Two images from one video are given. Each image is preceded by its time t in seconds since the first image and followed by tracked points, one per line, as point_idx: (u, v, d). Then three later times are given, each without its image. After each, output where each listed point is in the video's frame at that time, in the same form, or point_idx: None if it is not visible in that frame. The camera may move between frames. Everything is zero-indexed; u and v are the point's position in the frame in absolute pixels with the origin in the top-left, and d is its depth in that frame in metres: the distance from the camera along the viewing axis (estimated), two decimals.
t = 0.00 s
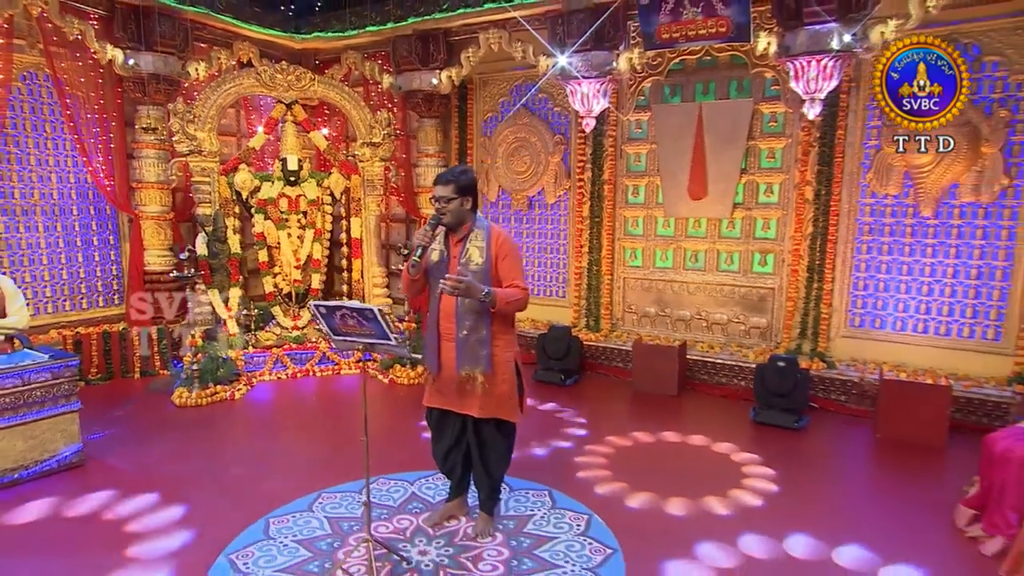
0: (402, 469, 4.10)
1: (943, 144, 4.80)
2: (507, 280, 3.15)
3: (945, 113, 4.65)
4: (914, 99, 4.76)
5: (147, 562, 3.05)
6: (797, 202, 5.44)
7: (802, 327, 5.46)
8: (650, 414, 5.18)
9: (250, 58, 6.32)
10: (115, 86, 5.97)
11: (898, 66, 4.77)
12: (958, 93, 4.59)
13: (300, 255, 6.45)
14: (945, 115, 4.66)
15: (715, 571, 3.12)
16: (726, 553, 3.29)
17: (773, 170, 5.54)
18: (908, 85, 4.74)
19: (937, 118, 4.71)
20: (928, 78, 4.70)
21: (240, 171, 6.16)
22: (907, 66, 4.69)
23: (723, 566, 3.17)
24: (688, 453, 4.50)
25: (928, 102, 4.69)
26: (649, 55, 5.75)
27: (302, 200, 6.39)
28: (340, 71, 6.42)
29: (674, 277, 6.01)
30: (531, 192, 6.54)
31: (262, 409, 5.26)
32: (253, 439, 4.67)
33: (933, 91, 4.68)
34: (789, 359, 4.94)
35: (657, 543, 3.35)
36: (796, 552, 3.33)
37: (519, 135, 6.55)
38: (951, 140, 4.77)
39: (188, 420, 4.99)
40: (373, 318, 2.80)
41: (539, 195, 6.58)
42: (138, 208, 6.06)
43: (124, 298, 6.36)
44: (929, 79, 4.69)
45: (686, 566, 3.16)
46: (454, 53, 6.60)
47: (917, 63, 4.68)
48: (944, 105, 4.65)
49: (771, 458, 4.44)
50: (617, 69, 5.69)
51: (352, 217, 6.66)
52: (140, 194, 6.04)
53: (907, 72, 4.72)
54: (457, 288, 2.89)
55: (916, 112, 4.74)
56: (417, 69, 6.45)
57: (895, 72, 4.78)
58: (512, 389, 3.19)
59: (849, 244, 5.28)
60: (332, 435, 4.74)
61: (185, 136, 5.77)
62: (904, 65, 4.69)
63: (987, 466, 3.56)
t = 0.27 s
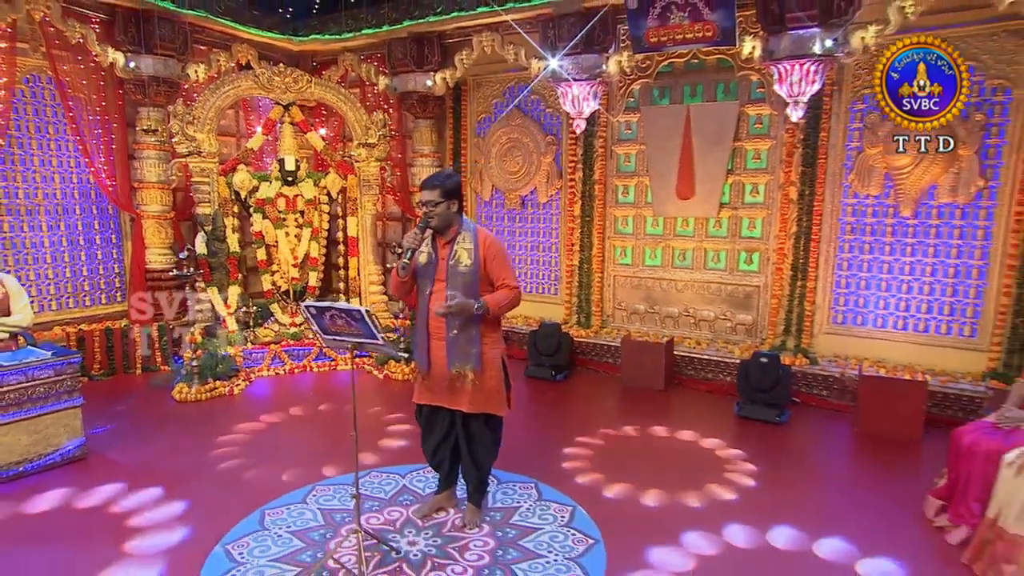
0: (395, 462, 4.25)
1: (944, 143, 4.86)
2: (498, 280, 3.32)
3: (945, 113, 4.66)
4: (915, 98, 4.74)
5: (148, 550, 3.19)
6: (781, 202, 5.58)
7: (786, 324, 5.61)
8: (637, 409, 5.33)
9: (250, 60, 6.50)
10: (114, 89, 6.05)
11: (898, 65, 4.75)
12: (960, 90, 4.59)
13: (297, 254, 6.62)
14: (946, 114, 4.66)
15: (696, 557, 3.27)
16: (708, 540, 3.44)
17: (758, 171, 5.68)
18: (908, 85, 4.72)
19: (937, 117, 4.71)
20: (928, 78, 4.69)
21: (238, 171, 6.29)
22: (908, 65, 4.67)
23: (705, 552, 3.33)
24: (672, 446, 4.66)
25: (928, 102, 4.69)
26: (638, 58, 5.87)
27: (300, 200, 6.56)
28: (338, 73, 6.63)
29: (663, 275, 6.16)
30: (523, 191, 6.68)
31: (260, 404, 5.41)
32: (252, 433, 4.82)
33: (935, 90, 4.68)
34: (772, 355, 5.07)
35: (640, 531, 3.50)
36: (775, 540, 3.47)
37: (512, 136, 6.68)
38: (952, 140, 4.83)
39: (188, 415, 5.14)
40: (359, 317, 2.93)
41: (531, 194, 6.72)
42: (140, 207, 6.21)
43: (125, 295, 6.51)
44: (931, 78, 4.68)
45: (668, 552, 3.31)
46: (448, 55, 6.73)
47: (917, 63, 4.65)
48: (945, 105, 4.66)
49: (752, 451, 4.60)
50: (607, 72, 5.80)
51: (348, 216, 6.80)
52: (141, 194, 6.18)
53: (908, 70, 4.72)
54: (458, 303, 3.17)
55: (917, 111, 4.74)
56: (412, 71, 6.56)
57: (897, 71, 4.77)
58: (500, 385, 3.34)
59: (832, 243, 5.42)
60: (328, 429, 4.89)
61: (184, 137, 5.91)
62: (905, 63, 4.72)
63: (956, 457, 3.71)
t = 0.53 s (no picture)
0: (386, 457, 4.42)
1: (943, 143, 4.91)
2: (487, 281, 3.49)
3: (945, 113, 4.64)
4: (915, 99, 4.73)
5: (148, 542, 3.34)
6: (765, 203, 5.73)
7: (769, 322, 5.77)
8: (624, 405, 5.49)
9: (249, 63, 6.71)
10: (115, 92, 6.19)
11: (898, 65, 4.73)
12: (959, 90, 4.59)
13: (294, 253, 6.82)
14: (945, 115, 4.65)
15: (675, 546, 3.45)
16: (688, 530, 3.61)
17: (743, 172, 5.82)
18: (908, 84, 4.71)
19: (937, 117, 4.69)
20: (929, 77, 4.67)
21: (236, 172, 6.51)
22: (908, 66, 4.66)
23: (684, 542, 3.50)
24: (656, 441, 4.82)
25: (928, 102, 4.66)
26: (626, 63, 6.03)
27: (296, 200, 6.72)
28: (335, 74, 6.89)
29: (651, 273, 6.32)
30: (515, 192, 6.82)
31: (257, 400, 5.58)
32: (249, 428, 4.98)
33: (934, 91, 4.66)
34: (753, 353, 5.24)
35: (621, 522, 3.66)
36: (752, 531, 3.64)
37: (504, 137, 6.82)
38: (951, 140, 4.89)
39: (187, 411, 5.30)
40: (349, 320, 2.87)
41: (523, 194, 6.87)
42: (140, 207, 6.33)
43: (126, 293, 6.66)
44: (930, 79, 4.66)
45: (648, 542, 3.47)
46: (442, 58, 6.88)
47: (917, 63, 4.64)
48: (945, 105, 4.64)
49: (732, 446, 4.76)
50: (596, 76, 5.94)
51: (344, 216, 6.98)
52: (141, 194, 6.31)
53: (907, 71, 4.69)
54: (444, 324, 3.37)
55: (917, 112, 4.71)
56: (406, 73, 6.72)
57: (896, 72, 4.74)
58: (487, 383, 3.52)
59: (814, 244, 5.57)
60: (323, 424, 5.05)
61: (183, 139, 6.05)
62: (904, 64, 4.70)
63: (923, 451, 3.87)
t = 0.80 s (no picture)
0: (379, 454, 4.56)
1: (944, 143, 4.96)
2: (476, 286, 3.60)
3: (945, 113, 4.71)
4: (914, 98, 4.80)
5: (147, 536, 3.49)
6: (751, 205, 5.86)
7: (754, 321, 5.91)
8: (612, 402, 5.63)
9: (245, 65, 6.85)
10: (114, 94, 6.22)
11: (898, 65, 4.81)
12: (959, 90, 4.63)
13: (290, 253, 7.15)
14: (946, 115, 4.71)
15: (655, 540, 3.58)
16: (668, 524, 3.76)
17: (729, 174, 5.95)
18: (908, 85, 4.79)
19: (937, 117, 4.76)
20: (929, 78, 4.72)
21: (233, 174, 6.79)
22: (907, 65, 4.73)
23: (664, 536, 3.64)
24: (641, 437, 4.96)
25: (928, 102, 4.74)
26: (615, 66, 6.14)
27: (292, 201, 7.04)
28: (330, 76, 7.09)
29: (639, 272, 6.46)
30: (507, 193, 6.95)
31: (254, 397, 5.72)
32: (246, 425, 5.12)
33: (934, 90, 4.71)
34: (737, 351, 5.40)
35: (603, 517, 3.80)
36: (729, 524, 3.78)
37: (497, 138, 6.95)
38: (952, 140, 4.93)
39: (185, 408, 5.44)
40: (338, 324, 3.00)
41: (515, 195, 7.00)
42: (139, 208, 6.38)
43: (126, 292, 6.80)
44: (930, 79, 4.71)
45: (629, 536, 3.61)
46: (435, 61, 7.00)
47: (917, 63, 4.71)
48: (944, 105, 4.70)
49: (716, 442, 4.90)
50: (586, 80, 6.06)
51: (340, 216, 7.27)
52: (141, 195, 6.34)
53: (906, 71, 4.78)
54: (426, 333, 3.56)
55: (916, 111, 4.79)
56: (401, 76, 6.84)
57: (896, 72, 4.82)
58: (474, 382, 3.66)
59: (798, 244, 5.70)
60: (318, 422, 5.19)
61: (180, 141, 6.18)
62: (904, 64, 4.78)
63: (895, 447, 4.00)
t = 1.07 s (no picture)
0: (370, 450, 4.74)
1: (942, 145, 4.87)
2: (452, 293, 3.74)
3: (945, 113, 4.48)
4: (914, 99, 4.58)
5: (147, 529, 3.67)
6: (734, 206, 6.02)
7: (737, 319, 6.09)
8: (598, 398, 5.80)
9: (242, 68, 6.98)
10: (113, 97, 6.33)
11: (898, 65, 4.57)
12: (959, 91, 4.43)
13: (286, 252, 7.32)
14: (945, 115, 4.48)
15: (630, 534, 3.75)
16: (643, 518, 3.93)
17: (713, 176, 6.11)
18: (908, 85, 4.56)
19: (938, 118, 4.52)
20: (929, 78, 4.50)
21: (230, 176, 6.99)
22: (908, 66, 4.50)
23: (638, 530, 3.81)
24: (624, 433, 5.14)
25: (928, 103, 4.52)
26: (603, 71, 6.29)
27: (288, 202, 7.20)
28: (326, 79, 7.26)
29: (627, 271, 6.63)
30: (499, 193, 7.11)
31: (251, 394, 5.90)
32: (242, 421, 5.30)
33: (934, 90, 4.49)
34: (719, 350, 5.55)
35: (583, 511, 3.98)
36: (702, 517, 3.97)
37: (488, 140, 7.10)
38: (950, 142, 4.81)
39: (184, 405, 5.62)
40: (327, 328, 3.16)
41: (506, 195, 7.15)
42: (139, 208, 6.53)
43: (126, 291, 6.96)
44: (929, 79, 4.49)
45: (606, 530, 3.79)
46: (428, 64, 7.15)
47: (918, 63, 4.48)
48: (945, 105, 4.47)
49: (695, 437, 5.08)
50: (574, 84, 6.21)
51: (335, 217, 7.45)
52: (141, 196, 6.48)
53: (907, 71, 4.54)
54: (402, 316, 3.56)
55: (916, 112, 4.56)
56: (394, 79, 6.99)
57: (896, 71, 4.58)
58: (456, 384, 3.81)
59: (779, 245, 5.87)
60: (313, 418, 5.37)
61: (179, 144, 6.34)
62: (904, 64, 4.54)
63: (864, 443, 4.18)
